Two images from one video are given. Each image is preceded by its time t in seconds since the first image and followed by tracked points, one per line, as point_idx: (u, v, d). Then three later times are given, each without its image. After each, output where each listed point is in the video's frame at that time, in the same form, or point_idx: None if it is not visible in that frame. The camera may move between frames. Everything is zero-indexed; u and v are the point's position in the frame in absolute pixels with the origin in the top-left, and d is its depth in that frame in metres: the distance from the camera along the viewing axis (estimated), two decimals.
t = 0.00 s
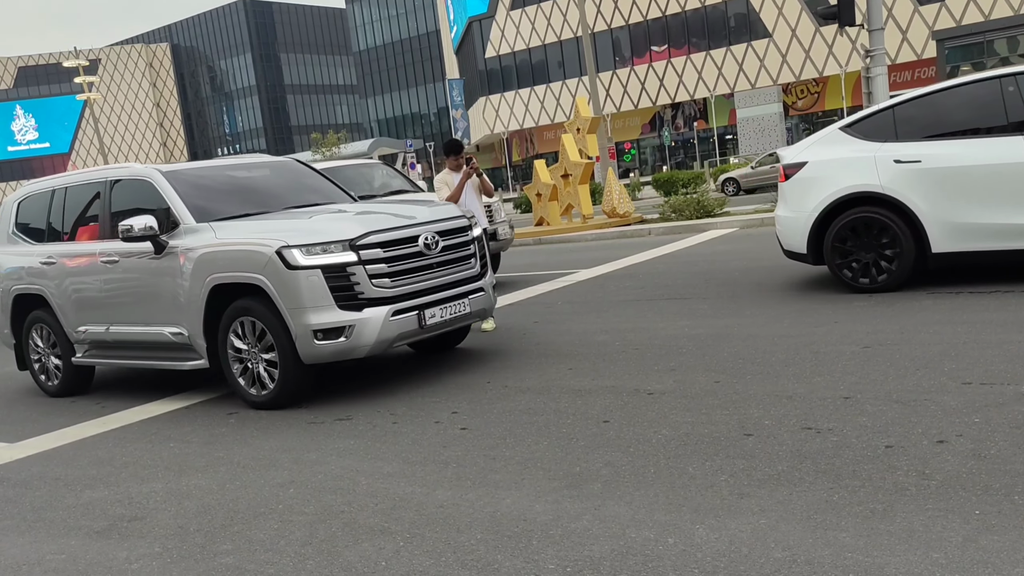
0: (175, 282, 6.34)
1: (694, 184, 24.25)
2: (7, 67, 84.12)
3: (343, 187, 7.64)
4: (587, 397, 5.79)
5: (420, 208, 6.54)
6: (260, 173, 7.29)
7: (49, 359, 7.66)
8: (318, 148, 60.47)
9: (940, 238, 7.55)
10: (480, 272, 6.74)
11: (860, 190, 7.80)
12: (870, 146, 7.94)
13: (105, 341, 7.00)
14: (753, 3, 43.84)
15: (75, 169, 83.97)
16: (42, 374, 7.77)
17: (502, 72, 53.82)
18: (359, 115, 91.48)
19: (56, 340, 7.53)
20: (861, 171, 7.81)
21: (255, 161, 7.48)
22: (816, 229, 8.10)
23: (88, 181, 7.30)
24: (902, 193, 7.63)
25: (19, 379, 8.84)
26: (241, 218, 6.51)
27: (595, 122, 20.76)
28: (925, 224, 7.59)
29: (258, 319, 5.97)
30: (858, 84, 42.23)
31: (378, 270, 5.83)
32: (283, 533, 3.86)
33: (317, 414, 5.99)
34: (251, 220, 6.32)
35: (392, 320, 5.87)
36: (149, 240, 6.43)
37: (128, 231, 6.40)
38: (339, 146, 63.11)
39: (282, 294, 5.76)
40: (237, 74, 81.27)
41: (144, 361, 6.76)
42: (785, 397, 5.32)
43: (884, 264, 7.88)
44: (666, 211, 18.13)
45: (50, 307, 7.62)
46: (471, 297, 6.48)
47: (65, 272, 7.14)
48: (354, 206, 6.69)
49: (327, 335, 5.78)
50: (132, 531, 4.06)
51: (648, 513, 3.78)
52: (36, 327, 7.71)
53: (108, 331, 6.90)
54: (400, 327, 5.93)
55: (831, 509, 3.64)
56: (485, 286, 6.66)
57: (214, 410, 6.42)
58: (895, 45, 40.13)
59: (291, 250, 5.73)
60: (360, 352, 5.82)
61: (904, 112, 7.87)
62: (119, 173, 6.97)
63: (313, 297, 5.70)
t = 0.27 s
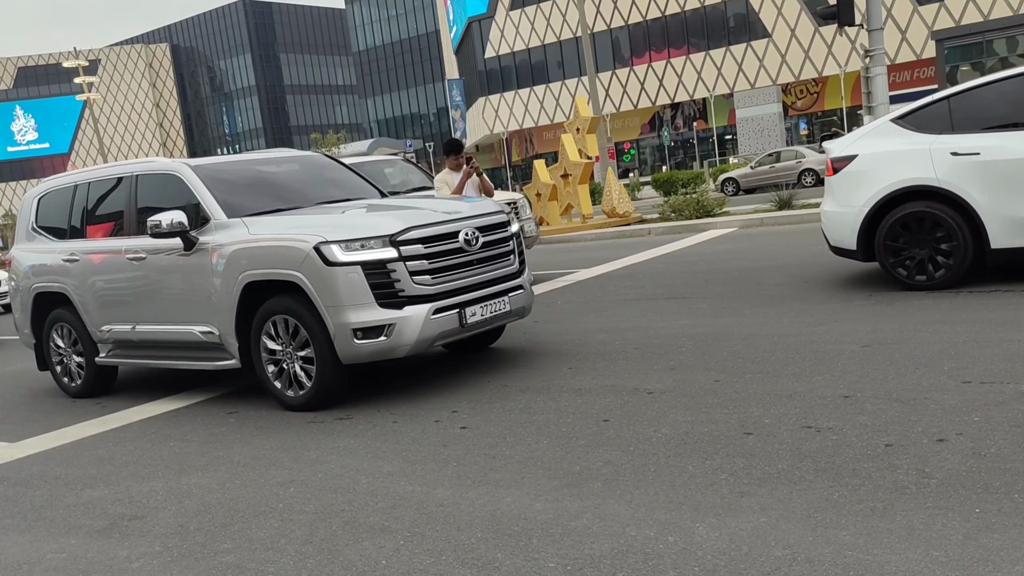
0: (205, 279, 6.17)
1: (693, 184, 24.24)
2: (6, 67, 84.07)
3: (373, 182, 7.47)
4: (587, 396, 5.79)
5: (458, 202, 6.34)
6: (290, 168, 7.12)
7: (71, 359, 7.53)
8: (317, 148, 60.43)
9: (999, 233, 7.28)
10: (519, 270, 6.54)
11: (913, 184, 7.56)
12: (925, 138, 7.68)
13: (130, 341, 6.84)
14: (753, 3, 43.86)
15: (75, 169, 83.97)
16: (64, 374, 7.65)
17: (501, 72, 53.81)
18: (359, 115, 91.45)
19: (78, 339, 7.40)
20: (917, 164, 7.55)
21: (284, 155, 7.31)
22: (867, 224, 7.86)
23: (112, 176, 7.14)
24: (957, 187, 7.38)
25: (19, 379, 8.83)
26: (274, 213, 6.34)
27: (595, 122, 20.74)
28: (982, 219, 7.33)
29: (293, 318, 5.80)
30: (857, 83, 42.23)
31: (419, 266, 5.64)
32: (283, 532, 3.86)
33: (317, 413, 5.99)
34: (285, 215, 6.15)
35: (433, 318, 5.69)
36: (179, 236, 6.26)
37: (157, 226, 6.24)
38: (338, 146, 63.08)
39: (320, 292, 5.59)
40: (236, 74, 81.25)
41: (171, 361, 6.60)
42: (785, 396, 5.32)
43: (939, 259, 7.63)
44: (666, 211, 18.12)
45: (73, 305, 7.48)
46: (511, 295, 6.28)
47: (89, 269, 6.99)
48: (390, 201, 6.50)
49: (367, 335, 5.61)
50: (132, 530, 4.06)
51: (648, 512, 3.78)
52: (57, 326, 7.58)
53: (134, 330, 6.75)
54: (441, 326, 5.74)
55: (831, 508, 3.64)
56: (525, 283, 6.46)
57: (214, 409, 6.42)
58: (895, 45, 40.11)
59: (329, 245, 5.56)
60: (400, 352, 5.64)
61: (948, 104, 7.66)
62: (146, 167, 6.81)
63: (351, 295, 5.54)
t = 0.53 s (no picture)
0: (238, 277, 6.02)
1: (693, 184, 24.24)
2: (6, 67, 84.00)
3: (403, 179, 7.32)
4: (587, 396, 5.79)
5: (498, 197, 6.17)
6: (321, 163, 6.95)
7: (93, 360, 7.36)
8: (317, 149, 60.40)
9: None
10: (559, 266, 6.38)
11: (976, 178, 7.31)
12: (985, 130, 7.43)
13: (157, 341, 6.69)
14: (753, 3, 43.88)
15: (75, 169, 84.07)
16: (86, 375, 7.48)
17: (501, 72, 53.80)
18: (359, 115, 91.43)
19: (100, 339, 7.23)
20: (979, 158, 7.30)
21: (313, 150, 7.15)
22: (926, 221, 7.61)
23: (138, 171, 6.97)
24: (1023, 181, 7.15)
25: (18, 379, 8.83)
26: (308, 209, 6.18)
27: (594, 122, 20.74)
28: None
29: (332, 317, 5.63)
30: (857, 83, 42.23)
31: (462, 263, 5.48)
32: (283, 532, 3.87)
33: (317, 414, 5.99)
34: (321, 210, 5.99)
35: (476, 316, 5.53)
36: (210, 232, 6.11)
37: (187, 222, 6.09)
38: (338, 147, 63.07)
39: (360, 289, 5.43)
40: (236, 74, 81.23)
41: (200, 361, 6.45)
42: (784, 396, 5.32)
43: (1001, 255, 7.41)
44: (665, 210, 18.12)
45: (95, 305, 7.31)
46: (553, 293, 6.13)
47: (113, 267, 6.82)
48: (428, 196, 6.33)
49: (409, 334, 5.45)
50: (132, 529, 4.06)
51: (648, 511, 3.79)
52: (78, 326, 7.40)
53: (161, 330, 6.59)
54: (485, 325, 5.59)
55: (831, 507, 3.65)
56: (566, 281, 6.30)
57: (214, 409, 6.42)
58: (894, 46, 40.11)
59: (370, 241, 5.40)
60: (443, 352, 5.49)
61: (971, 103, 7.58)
62: (173, 162, 6.64)
63: (393, 293, 5.37)
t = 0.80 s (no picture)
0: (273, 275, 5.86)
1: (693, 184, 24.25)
2: (5, 67, 83.95)
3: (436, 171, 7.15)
4: (586, 395, 5.79)
5: (540, 191, 6.03)
6: (353, 154, 6.78)
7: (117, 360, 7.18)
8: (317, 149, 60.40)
9: None
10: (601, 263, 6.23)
11: None
12: None
13: (185, 341, 6.54)
14: (752, 3, 43.87)
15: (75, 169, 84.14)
16: (109, 376, 7.30)
17: (500, 72, 53.80)
18: (358, 116, 91.41)
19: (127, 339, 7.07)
20: None
21: (343, 142, 6.99)
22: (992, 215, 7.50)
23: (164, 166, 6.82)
24: None
25: (17, 379, 8.82)
26: (343, 203, 6.02)
27: (594, 122, 20.73)
28: None
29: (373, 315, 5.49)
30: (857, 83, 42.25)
31: (508, 260, 5.33)
32: (282, 532, 3.87)
33: (316, 413, 5.99)
34: (358, 204, 5.84)
35: (524, 315, 5.38)
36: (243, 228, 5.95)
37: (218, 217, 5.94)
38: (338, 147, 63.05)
39: (402, 286, 5.29)
40: (235, 74, 81.20)
41: (231, 361, 6.30)
42: (784, 396, 5.33)
43: None
44: (665, 210, 18.12)
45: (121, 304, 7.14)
46: (597, 290, 5.98)
47: (139, 264, 6.67)
48: (466, 190, 6.18)
49: (454, 333, 5.31)
50: (132, 529, 4.07)
51: (647, 511, 3.79)
52: (103, 326, 7.23)
53: (190, 329, 6.44)
54: (532, 323, 5.44)
55: (830, 507, 3.65)
56: (609, 278, 6.16)
57: (213, 409, 6.42)
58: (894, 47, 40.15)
59: (414, 237, 5.26)
60: (489, 352, 5.33)
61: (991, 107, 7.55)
62: (202, 156, 6.49)
63: (438, 290, 5.23)
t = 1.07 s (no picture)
0: (309, 272, 5.70)
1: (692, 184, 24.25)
2: (5, 67, 83.91)
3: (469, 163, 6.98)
4: (586, 395, 5.79)
5: (586, 184, 5.85)
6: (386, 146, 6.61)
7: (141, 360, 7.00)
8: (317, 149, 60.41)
9: None
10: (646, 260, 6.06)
11: None
12: None
13: (214, 340, 6.38)
14: (752, 3, 43.87)
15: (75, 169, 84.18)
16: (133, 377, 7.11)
17: (500, 72, 53.80)
18: (358, 116, 91.41)
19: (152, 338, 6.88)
20: None
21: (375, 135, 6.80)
22: None
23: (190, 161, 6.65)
24: None
25: (16, 379, 8.81)
26: (381, 197, 5.85)
27: (594, 122, 20.73)
28: None
29: (416, 315, 5.32)
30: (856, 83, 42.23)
31: (558, 256, 5.16)
32: (281, 532, 3.86)
33: (315, 413, 5.98)
34: (398, 199, 5.66)
35: (574, 314, 5.20)
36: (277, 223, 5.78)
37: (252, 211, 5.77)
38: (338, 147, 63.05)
39: (448, 283, 5.10)
40: (235, 74, 81.19)
41: (262, 362, 6.13)
42: (783, 395, 5.32)
43: None
44: (665, 210, 18.09)
45: (146, 302, 6.96)
46: (645, 288, 5.81)
47: (165, 262, 6.51)
48: (507, 184, 6.00)
49: (502, 333, 5.13)
50: (131, 529, 4.06)
51: (646, 511, 3.79)
52: (126, 325, 7.04)
53: (220, 329, 6.28)
54: (582, 322, 5.26)
55: (830, 507, 3.65)
56: (657, 275, 5.99)
57: (212, 409, 6.42)
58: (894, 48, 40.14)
59: (461, 232, 5.07)
60: (538, 352, 5.16)
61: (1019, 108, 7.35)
62: (232, 150, 6.32)
63: (486, 288, 5.04)
